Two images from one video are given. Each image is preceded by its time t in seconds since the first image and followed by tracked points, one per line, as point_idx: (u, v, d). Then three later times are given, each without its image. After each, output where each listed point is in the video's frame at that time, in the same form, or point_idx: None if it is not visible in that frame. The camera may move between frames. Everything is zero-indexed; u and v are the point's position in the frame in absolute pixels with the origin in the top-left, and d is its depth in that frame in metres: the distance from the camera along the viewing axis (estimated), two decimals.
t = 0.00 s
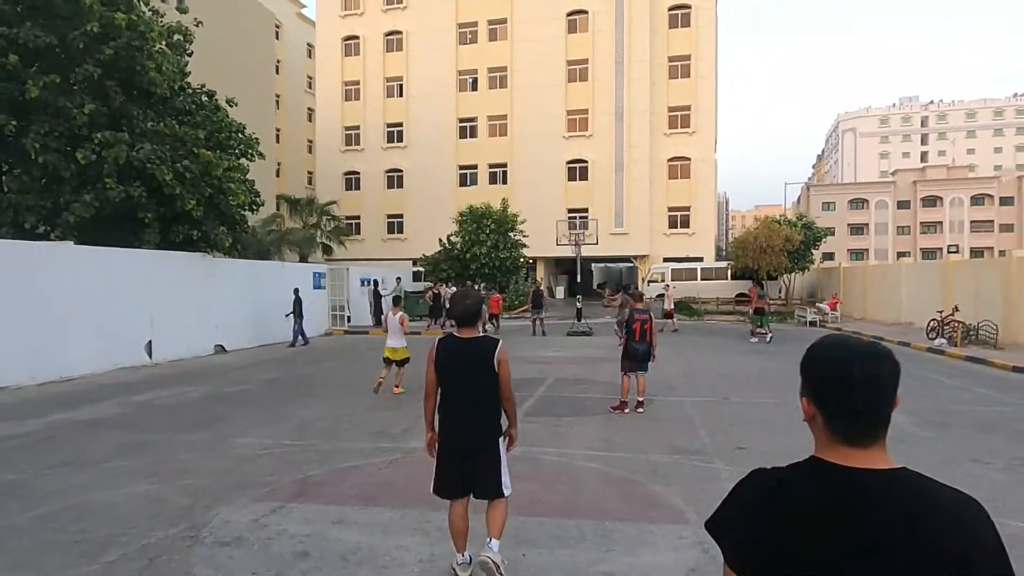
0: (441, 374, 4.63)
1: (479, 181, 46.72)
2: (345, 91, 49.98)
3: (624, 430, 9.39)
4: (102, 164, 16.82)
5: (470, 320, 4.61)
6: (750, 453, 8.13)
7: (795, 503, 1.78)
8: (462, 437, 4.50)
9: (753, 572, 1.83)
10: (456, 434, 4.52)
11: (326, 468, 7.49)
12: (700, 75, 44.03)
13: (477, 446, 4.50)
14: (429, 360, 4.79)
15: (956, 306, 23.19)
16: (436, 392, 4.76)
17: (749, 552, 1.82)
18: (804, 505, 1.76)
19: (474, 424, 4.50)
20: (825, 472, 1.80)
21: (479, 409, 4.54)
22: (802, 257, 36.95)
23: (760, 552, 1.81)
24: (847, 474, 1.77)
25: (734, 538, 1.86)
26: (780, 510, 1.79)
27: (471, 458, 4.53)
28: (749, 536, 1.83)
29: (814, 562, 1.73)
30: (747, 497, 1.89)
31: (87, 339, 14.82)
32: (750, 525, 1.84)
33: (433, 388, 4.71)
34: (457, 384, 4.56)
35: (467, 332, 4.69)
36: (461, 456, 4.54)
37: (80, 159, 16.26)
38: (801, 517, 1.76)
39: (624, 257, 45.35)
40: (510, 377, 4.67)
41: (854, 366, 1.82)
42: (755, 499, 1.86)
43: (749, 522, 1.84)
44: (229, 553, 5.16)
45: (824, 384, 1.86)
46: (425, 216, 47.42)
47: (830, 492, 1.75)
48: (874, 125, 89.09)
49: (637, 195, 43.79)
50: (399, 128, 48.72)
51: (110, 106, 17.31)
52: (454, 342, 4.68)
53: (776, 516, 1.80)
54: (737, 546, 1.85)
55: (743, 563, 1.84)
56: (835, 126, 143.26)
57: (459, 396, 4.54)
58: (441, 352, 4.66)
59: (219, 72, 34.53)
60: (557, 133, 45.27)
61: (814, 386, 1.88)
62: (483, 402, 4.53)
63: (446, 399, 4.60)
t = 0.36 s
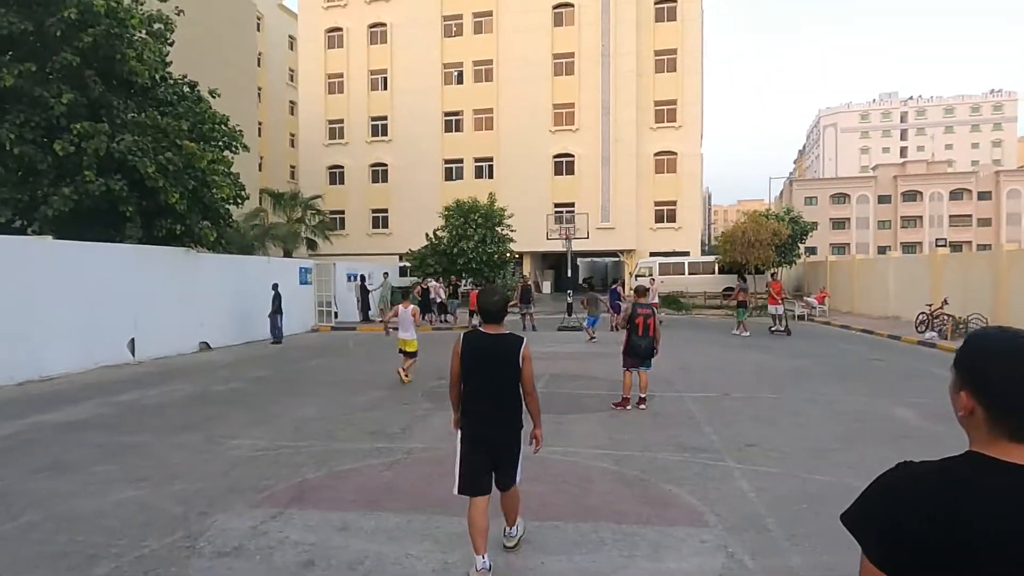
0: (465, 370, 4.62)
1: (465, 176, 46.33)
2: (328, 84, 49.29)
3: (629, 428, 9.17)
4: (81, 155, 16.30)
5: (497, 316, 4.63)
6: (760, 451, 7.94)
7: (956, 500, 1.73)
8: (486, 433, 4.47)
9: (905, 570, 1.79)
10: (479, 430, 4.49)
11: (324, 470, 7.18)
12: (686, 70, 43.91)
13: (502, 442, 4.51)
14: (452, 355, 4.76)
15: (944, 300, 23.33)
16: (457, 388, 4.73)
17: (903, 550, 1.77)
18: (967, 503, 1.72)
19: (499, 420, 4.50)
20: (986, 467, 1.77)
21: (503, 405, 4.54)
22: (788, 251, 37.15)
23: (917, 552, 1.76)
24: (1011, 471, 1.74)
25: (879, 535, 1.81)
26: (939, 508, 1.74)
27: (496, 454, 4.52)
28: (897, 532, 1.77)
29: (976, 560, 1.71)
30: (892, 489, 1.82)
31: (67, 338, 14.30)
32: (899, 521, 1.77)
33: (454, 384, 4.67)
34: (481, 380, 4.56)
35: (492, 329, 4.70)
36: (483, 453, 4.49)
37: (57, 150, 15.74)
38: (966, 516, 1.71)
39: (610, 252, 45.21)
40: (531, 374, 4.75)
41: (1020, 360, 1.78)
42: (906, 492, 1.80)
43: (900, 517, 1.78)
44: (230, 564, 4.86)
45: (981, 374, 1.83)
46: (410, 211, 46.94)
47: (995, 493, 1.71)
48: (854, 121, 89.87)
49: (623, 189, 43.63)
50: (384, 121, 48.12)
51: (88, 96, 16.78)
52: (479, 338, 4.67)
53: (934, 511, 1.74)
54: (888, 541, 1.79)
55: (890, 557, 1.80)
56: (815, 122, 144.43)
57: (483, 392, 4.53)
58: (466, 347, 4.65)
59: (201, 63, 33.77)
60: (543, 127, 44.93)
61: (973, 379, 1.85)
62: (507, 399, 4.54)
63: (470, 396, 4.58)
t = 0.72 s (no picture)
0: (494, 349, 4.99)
1: (453, 170, 46.03)
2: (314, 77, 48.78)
3: (632, 422, 9.07)
4: (66, 147, 15.98)
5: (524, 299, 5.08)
6: (767, 444, 7.88)
7: (986, 473, 1.83)
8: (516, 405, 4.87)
9: (950, 540, 1.88)
10: (508, 402, 4.89)
11: (327, 467, 7.02)
12: (675, 64, 43.83)
13: (528, 414, 4.91)
14: (481, 336, 5.11)
15: (933, 293, 23.54)
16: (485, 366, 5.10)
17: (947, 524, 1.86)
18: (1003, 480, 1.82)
19: (526, 394, 4.92)
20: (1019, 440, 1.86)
21: (531, 380, 4.96)
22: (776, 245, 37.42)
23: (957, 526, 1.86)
24: None
25: (925, 501, 1.88)
26: (977, 478, 1.83)
27: (523, 424, 4.93)
28: (943, 501, 1.85)
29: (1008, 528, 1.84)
30: (938, 465, 1.89)
31: (52, 334, 13.97)
32: (940, 492, 1.86)
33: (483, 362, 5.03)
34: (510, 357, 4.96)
35: (519, 311, 5.13)
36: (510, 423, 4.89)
37: (41, 142, 15.40)
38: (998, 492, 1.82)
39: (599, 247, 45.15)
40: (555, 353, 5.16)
41: None
42: (939, 467, 1.90)
43: (946, 493, 1.86)
44: (239, 565, 4.70)
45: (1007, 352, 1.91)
46: (398, 206, 46.58)
47: None
48: (838, 117, 90.54)
49: (611, 183, 43.54)
50: (371, 116, 47.68)
51: (73, 87, 16.42)
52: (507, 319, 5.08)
53: (970, 485, 1.85)
54: (932, 520, 1.87)
55: (937, 529, 1.87)
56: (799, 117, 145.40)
57: (511, 367, 4.93)
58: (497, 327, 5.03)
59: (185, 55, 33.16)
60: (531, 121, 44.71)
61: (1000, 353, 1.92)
62: (533, 374, 4.96)
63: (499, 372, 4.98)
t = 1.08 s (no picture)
0: (492, 349, 5.08)
1: (444, 169, 45.85)
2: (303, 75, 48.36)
3: (636, 419, 8.99)
4: (53, 143, 15.69)
5: (517, 298, 5.20)
6: (773, 441, 7.83)
7: None
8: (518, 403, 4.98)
9: (990, 511, 1.84)
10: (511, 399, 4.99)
11: (330, 467, 6.89)
12: (665, 63, 43.83)
13: (530, 411, 5.03)
14: (476, 337, 5.20)
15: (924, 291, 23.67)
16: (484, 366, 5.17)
17: (990, 493, 1.81)
18: None
19: (526, 391, 5.03)
20: None
21: (530, 378, 5.09)
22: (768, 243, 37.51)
23: (1001, 499, 1.81)
24: None
25: (967, 466, 1.84)
26: None
27: (525, 421, 5.05)
28: (985, 473, 1.81)
29: None
30: (983, 434, 1.84)
31: (40, 334, 13.67)
32: (981, 457, 1.82)
33: (482, 362, 5.11)
34: (509, 355, 5.07)
35: (511, 309, 5.25)
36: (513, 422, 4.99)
37: (28, 138, 15.14)
38: None
39: (590, 245, 45.11)
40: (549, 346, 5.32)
41: None
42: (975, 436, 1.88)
43: (992, 468, 1.81)
44: (246, 567, 4.57)
45: None
46: (388, 204, 46.33)
47: None
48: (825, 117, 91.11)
49: (602, 182, 43.50)
50: (360, 114, 47.38)
51: (60, 82, 16.15)
52: (501, 319, 5.18)
53: (1017, 458, 1.78)
54: (971, 490, 1.84)
55: (979, 499, 1.83)
56: (785, 117, 146.25)
57: (510, 366, 5.04)
58: (493, 327, 5.12)
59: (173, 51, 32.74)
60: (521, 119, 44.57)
61: None
62: (531, 372, 5.10)
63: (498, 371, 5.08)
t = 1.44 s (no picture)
0: (476, 346, 5.44)
1: (438, 175, 45.66)
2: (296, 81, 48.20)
3: (642, 427, 8.79)
4: (43, 148, 15.46)
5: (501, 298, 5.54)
6: (783, 448, 7.64)
7: None
8: (501, 395, 5.31)
9: None
10: (494, 393, 5.33)
11: (329, 479, 6.66)
12: (658, 69, 43.83)
13: (512, 403, 5.38)
14: (462, 335, 5.54)
15: (922, 295, 23.59)
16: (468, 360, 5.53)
17: None
18: None
19: (508, 385, 5.38)
20: None
21: (513, 372, 5.44)
22: (764, 249, 37.52)
23: None
24: None
25: None
26: None
27: (508, 412, 5.40)
28: None
29: None
30: None
31: (28, 342, 13.36)
32: None
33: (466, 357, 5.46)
34: (492, 351, 5.43)
35: (495, 307, 5.60)
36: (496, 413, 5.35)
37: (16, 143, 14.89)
38: None
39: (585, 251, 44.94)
40: (532, 343, 5.65)
41: None
42: None
43: None
44: None
45: None
46: (382, 211, 46.07)
47: None
48: (817, 122, 91.43)
49: (597, 188, 43.38)
50: (354, 120, 47.21)
51: (50, 86, 15.93)
52: (485, 316, 5.54)
53: None
54: None
55: None
56: (777, 123, 146.99)
57: (493, 360, 5.41)
58: (477, 324, 5.48)
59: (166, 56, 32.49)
60: (516, 125, 44.45)
61: None
62: (514, 366, 5.44)
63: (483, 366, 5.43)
